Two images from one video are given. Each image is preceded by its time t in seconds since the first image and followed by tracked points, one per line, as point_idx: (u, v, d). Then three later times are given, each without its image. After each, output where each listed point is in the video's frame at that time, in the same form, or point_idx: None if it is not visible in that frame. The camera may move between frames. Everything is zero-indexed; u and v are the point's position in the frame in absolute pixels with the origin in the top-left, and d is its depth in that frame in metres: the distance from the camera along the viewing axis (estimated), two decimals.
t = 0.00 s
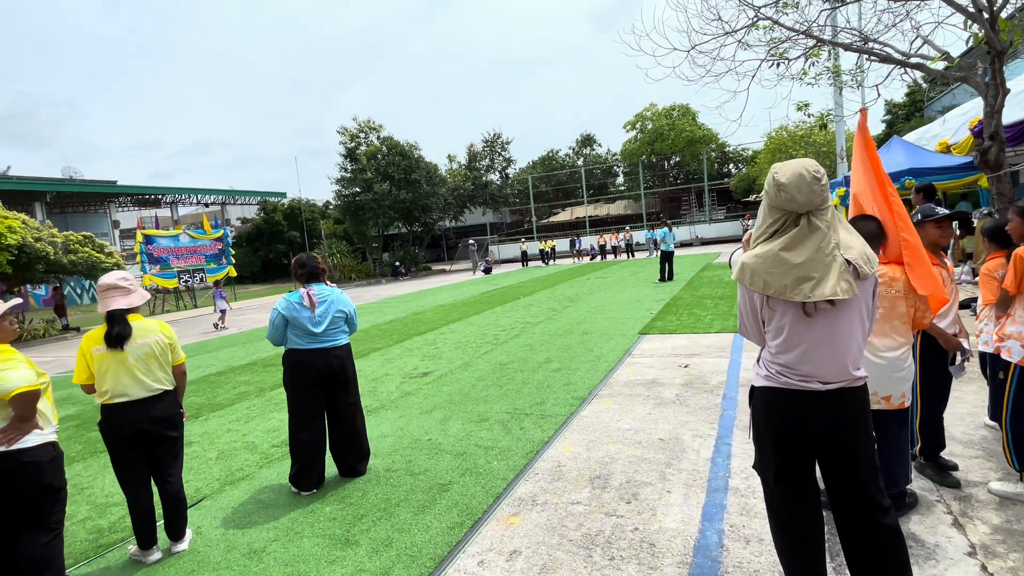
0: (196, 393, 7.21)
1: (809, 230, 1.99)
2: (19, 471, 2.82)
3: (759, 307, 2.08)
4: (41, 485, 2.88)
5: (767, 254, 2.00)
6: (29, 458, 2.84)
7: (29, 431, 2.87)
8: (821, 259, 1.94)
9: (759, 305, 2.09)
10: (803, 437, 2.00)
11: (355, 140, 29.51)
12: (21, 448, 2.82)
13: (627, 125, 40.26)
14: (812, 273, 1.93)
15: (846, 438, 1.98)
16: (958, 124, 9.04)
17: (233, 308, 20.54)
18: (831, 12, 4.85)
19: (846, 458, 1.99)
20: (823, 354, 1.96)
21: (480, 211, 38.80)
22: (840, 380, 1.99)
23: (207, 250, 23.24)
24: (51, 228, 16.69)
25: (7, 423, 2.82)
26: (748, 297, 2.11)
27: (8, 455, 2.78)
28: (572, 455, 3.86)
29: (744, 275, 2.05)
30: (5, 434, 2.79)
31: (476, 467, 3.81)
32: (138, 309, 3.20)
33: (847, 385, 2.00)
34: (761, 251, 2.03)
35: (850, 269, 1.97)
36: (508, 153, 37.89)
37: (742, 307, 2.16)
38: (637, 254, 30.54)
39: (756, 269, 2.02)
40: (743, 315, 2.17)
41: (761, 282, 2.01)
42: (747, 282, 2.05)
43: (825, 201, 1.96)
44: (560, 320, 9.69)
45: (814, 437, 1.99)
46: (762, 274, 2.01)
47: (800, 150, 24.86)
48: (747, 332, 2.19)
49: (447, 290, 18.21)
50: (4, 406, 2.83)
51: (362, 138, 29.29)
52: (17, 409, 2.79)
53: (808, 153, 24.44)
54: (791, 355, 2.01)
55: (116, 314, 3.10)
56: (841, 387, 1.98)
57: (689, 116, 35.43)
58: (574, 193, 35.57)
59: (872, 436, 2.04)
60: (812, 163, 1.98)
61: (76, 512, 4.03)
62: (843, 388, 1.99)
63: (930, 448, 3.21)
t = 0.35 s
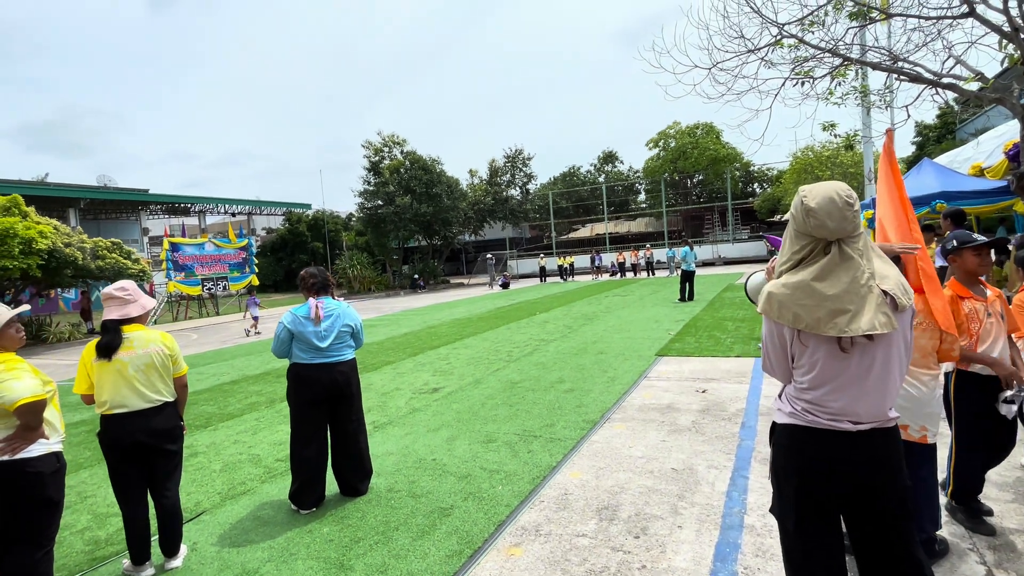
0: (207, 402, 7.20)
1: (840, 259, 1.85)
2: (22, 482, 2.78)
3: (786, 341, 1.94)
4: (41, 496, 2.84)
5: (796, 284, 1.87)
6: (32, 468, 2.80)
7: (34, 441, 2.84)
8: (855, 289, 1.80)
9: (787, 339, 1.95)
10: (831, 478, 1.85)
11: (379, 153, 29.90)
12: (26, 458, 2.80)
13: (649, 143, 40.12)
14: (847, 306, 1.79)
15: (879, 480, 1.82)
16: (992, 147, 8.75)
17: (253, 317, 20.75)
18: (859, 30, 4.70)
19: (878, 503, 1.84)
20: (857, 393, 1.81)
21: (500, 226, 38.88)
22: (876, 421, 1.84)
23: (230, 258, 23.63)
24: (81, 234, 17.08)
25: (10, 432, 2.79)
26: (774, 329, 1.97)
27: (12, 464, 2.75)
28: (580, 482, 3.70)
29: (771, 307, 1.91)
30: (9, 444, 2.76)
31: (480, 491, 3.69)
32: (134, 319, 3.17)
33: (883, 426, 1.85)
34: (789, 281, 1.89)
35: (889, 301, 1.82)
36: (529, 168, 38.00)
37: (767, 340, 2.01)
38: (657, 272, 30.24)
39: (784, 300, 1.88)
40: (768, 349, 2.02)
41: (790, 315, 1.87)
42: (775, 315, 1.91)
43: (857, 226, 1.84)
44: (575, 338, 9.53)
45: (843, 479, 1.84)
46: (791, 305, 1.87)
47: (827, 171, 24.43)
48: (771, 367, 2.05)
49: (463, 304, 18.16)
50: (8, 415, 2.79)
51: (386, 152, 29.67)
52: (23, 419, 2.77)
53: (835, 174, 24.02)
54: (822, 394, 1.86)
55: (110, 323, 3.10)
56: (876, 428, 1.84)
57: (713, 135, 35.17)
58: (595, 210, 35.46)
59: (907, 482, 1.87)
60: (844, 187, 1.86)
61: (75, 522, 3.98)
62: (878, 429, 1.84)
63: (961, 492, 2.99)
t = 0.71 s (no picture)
0: (214, 414, 7.13)
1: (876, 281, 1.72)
2: (21, 497, 2.69)
3: (819, 368, 1.81)
4: (39, 513, 2.75)
5: (829, 306, 1.74)
6: (32, 483, 2.72)
7: (36, 455, 2.74)
8: (893, 312, 1.66)
9: (819, 365, 1.81)
10: (863, 513, 1.71)
11: (395, 168, 30.18)
12: (27, 472, 2.71)
13: (664, 160, 40.03)
14: (886, 331, 1.65)
15: (920, 513, 1.66)
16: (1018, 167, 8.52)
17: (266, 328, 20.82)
18: (881, 46, 4.57)
19: (922, 538, 1.67)
20: (899, 425, 1.67)
21: (513, 241, 38.91)
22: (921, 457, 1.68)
23: (246, 269, 23.85)
24: (101, 243, 17.30)
25: (10, 446, 2.70)
26: (805, 353, 1.84)
27: (11, 479, 2.67)
28: (590, 509, 3.54)
29: (801, 332, 1.79)
30: (11, 457, 2.67)
31: (485, 516, 3.54)
32: (128, 330, 3.09)
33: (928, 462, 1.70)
34: (820, 301, 1.76)
35: (935, 326, 1.66)
36: (543, 184, 38.07)
37: (798, 365, 1.88)
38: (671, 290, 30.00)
39: (814, 324, 1.75)
40: (799, 375, 1.89)
41: (823, 338, 1.73)
42: (805, 339, 1.78)
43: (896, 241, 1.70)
44: (587, 356, 9.36)
45: (878, 514, 1.69)
46: (823, 329, 1.73)
47: (845, 190, 24.10)
48: (803, 395, 1.91)
49: (475, 319, 18.06)
50: (8, 430, 2.69)
51: (401, 167, 29.92)
52: (23, 433, 2.66)
53: (854, 193, 23.68)
54: (859, 427, 1.72)
55: (104, 333, 3.03)
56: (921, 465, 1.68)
57: (728, 153, 35.02)
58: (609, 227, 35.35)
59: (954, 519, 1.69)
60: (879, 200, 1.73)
61: (71, 537, 3.88)
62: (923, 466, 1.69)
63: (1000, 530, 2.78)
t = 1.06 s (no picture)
0: (211, 430, 6.95)
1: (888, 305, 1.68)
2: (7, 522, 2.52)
3: (839, 393, 1.82)
4: (24, 540, 2.57)
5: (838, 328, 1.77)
6: (17, 507, 2.53)
7: (21, 477, 2.56)
8: (892, 337, 1.63)
9: (841, 391, 1.82)
10: (892, 559, 1.65)
11: (401, 181, 30.22)
12: (11, 496, 2.52)
13: (670, 175, 39.97)
14: (880, 357, 1.63)
15: (946, 555, 1.57)
16: None
17: (269, 340, 20.67)
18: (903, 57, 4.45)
19: None
20: (907, 458, 1.61)
21: (518, 254, 38.82)
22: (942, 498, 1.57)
23: (250, 281, 23.78)
24: (106, 254, 17.25)
25: None
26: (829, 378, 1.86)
27: None
28: (600, 542, 3.34)
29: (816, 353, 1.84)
30: None
31: (487, 547, 3.35)
32: (113, 348, 2.95)
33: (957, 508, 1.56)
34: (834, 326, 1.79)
35: (946, 357, 1.52)
36: (548, 199, 38.04)
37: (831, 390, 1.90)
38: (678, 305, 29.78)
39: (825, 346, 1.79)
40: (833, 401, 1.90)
41: (829, 361, 1.77)
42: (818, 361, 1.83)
43: (908, 261, 1.62)
44: (593, 373, 9.15)
45: (906, 559, 1.63)
46: (831, 351, 1.77)
47: (854, 206, 23.93)
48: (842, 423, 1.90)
49: (478, 333, 17.88)
50: None
51: (408, 180, 29.96)
52: (9, 454, 2.49)
53: (863, 210, 23.52)
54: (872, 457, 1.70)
55: (90, 350, 2.89)
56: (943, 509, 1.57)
57: (735, 168, 34.95)
58: (614, 241, 35.22)
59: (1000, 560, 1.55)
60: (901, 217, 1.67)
61: (55, 560, 3.69)
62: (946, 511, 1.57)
63: None
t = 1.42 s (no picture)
0: (202, 440, 6.79)
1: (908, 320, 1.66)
2: None
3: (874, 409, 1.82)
4: None
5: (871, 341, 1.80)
6: None
7: None
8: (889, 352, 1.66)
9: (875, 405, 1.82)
10: None
11: (402, 189, 30.15)
12: None
13: (671, 185, 39.93)
14: (875, 370, 1.68)
15: None
16: None
17: (266, 347, 20.51)
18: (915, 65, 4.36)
19: None
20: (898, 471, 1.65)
21: (518, 263, 38.71)
22: (930, 521, 1.56)
23: (249, 288, 23.64)
24: (104, 259, 17.13)
25: None
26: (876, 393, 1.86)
27: None
28: (602, 565, 3.19)
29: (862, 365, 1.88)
30: None
31: (484, 569, 3.21)
32: (94, 358, 2.81)
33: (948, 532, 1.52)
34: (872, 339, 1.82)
35: (917, 379, 1.54)
36: (549, 208, 37.99)
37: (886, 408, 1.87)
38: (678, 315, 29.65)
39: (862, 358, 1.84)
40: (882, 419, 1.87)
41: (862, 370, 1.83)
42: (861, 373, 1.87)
43: (924, 277, 1.59)
44: (594, 384, 9.00)
45: None
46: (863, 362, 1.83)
47: (855, 218, 23.86)
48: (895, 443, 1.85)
49: (478, 342, 17.73)
50: None
51: (408, 188, 29.90)
52: None
53: (865, 221, 23.42)
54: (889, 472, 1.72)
55: (69, 360, 2.76)
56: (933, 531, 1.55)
57: (735, 179, 34.91)
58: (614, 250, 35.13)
59: None
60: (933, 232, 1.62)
61: None
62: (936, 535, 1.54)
63: None
